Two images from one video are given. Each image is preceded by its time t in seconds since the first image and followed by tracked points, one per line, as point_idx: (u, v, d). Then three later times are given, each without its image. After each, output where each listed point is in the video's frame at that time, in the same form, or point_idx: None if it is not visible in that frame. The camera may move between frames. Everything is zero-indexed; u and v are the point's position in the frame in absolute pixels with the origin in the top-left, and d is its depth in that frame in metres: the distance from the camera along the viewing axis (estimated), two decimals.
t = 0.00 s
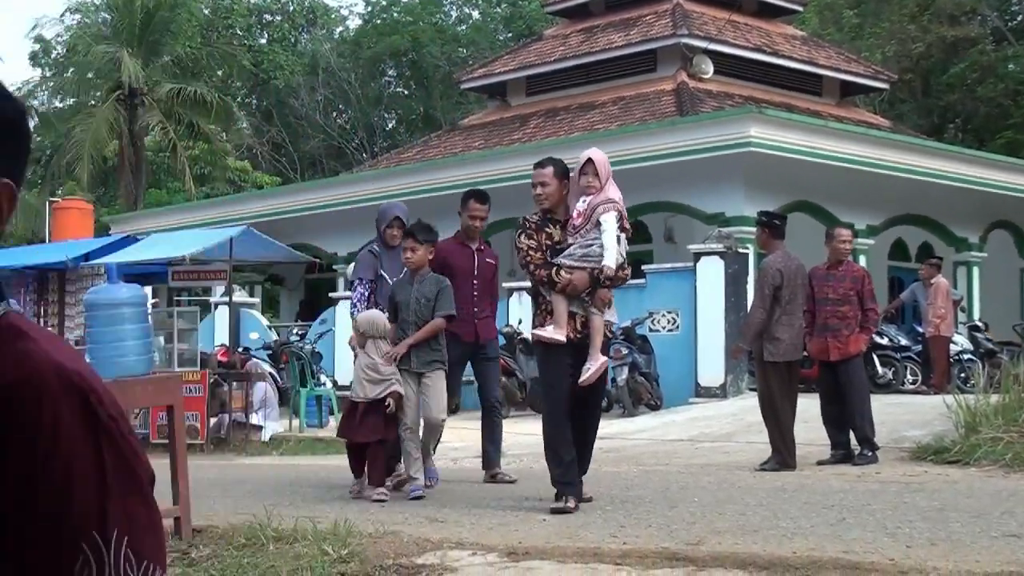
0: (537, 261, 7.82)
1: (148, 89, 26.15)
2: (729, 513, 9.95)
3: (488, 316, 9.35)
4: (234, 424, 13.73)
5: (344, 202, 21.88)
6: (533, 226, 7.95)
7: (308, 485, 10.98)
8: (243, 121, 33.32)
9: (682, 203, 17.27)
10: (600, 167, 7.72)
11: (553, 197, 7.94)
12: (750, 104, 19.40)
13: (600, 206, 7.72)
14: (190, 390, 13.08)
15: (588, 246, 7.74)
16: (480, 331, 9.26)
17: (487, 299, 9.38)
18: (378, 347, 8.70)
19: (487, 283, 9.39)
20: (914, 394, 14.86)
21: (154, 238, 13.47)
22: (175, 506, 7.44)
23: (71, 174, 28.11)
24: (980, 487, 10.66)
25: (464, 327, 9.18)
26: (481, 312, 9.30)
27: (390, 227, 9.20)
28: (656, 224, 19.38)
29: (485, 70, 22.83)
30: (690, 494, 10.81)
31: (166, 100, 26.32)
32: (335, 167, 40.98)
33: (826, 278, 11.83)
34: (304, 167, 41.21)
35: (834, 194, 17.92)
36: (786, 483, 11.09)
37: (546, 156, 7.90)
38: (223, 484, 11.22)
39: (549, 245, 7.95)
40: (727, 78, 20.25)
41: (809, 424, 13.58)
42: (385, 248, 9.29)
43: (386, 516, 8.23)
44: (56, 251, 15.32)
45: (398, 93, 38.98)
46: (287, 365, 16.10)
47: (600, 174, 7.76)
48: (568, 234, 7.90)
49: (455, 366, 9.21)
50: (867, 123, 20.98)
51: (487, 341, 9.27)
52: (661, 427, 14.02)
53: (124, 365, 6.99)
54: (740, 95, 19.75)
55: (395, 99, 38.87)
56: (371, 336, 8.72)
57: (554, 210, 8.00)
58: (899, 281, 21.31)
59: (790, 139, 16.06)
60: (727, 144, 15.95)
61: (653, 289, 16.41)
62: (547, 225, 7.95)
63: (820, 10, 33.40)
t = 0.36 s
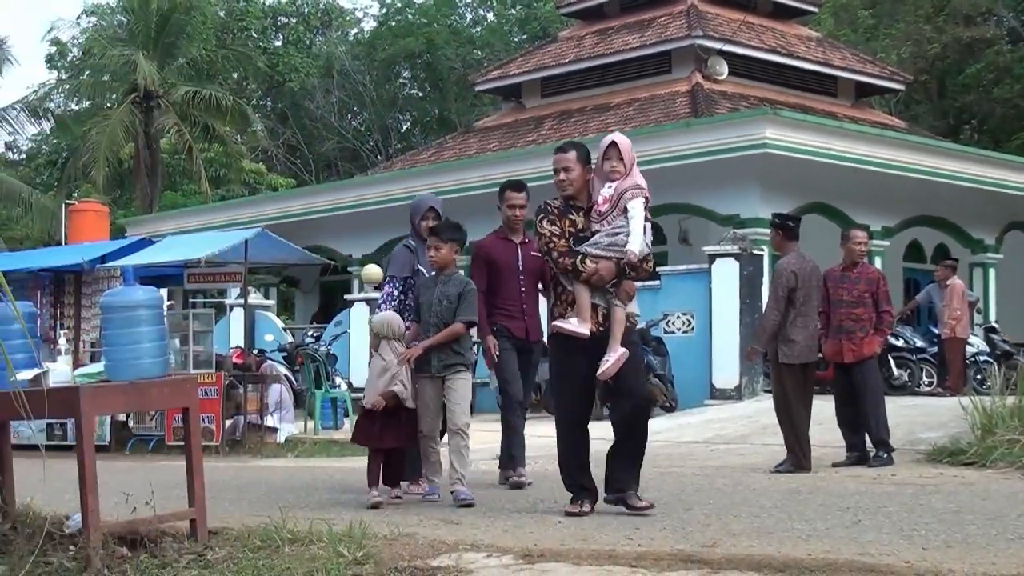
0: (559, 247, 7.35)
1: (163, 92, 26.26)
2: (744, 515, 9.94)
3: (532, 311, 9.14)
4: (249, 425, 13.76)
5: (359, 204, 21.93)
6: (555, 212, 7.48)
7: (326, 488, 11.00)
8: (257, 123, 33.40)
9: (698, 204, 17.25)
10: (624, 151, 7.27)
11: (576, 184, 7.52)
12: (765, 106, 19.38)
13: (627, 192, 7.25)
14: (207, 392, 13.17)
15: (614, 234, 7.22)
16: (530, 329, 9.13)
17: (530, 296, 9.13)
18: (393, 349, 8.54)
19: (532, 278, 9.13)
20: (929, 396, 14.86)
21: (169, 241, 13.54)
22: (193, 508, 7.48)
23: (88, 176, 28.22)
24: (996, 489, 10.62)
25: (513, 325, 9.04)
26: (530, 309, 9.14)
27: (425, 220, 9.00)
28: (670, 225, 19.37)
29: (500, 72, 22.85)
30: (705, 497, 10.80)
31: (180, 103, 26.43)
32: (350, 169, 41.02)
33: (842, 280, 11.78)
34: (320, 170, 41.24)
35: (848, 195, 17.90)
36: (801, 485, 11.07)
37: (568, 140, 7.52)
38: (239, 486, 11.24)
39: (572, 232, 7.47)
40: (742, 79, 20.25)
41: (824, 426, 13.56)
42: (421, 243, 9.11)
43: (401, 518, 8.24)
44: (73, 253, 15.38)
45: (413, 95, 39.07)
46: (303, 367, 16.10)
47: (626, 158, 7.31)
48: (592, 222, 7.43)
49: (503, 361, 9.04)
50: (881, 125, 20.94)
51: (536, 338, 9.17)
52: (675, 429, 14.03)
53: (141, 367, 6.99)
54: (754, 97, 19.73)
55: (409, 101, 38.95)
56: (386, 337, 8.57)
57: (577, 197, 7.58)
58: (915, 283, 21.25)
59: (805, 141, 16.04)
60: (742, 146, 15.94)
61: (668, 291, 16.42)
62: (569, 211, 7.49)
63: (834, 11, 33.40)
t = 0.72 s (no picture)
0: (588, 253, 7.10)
1: (175, 99, 26.33)
2: (756, 521, 9.92)
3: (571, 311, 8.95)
4: (261, 432, 13.71)
5: (370, 210, 21.95)
6: (591, 214, 7.26)
7: (338, 495, 11.00)
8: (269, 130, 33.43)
9: (710, 210, 17.24)
10: (655, 154, 6.90)
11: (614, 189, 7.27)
12: (776, 111, 19.36)
13: (658, 195, 6.88)
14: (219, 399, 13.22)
15: (642, 237, 6.85)
16: (569, 329, 8.96)
17: (570, 294, 8.96)
18: (411, 352, 8.41)
19: (571, 277, 8.97)
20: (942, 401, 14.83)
21: (182, 248, 13.57)
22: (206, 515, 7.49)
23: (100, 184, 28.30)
24: (1009, 495, 10.58)
25: (551, 326, 8.89)
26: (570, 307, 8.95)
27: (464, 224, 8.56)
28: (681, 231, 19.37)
29: (510, 78, 22.87)
30: (717, 503, 10.78)
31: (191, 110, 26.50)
32: (362, 175, 41.03)
33: (857, 286, 11.73)
34: (331, 176, 41.23)
35: (859, 200, 17.87)
36: (813, 491, 11.05)
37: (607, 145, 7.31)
38: (251, 493, 11.25)
39: (608, 234, 7.25)
40: (753, 85, 20.23)
41: (837, 431, 13.54)
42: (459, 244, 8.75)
43: (413, 525, 8.24)
44: (85, 260, 15.41)
45: (424, 101, 39.10)
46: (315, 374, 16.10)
47: (657, 162, 6.94)
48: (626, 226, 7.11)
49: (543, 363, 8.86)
50: (893, 129, 20.92)
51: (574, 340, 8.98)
52: (686, 435, 14.01)
53: (153, 373, 6.99)
54: (766, 102, 19.71)
55: (420, 108, 38.97)
56: (403, 341, 8.44)
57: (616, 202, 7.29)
58: (927, 288, 21.21)
59: (816, 146, 16.02)
60: (753, 152, 15.93)
61: (680, 296, 16.40)
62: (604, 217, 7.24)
63: (846, 15, 33.37)
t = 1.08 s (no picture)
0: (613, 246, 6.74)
1: (183, 105, 26.39)
2: (766, 526, 9.90)
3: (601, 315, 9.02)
4: (269, 437, 13.84)
5: (379, 215, 21.98)
6: (617, 208, 6.88)
7: (347, 500, 11.01)
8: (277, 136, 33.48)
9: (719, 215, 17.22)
10: (681, 141, 6.58)
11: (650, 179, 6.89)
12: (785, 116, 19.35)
13: (682, 184, 6.55)
14: (227, 404, 13.22)
15: (667, 230, 6.50)
16: (597, 335, 9.00)
17: (602, 298, 9.03)
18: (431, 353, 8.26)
19: (605, 279, 9.03)
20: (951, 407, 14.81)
21: (191, 254, 13.59)
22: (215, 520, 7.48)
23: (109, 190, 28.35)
24: (1018, 500, 10.56)
25: (579, 331, 8.95)
26: (601, 315, 9.02)
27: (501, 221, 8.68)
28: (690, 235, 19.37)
29: (519, 84, 22.89)
30: (725, 508, 10.77)
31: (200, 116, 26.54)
32: (370, 181, 41.07)
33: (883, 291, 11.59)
34: (340, 182, 41.23)
35: (868, 205, 17.86)
36: (822, 496, 11.03)
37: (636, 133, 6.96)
38: (260, 498, 11.26)
39: (634, 229, 6.83)
40: (761, 90, 20.23)
41: (846, 437, 13.52)
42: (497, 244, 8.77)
43: (422, 530, 8.24)
44: (93, 266, 15.44)
45: (432, 107, 39.16)
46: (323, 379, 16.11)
47: (683, 149, 6.61)
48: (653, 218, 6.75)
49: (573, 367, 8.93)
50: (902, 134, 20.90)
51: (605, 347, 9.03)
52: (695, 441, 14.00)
53: (163, 379, 6.99)
54: (774, 107, 19.71)
55: (429, 113, 39.03)
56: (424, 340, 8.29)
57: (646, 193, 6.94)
58: (936, 293, 21.19)
59: (825, 151, 16.01)
60: (762, 157, 15.93)
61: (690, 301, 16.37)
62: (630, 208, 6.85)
63: (854, 20, 33.40)
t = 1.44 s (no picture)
0: (626, 246, 6.27)
1: (181, 105, 26.15)
2: (775, 538, 9.62)
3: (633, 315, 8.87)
4: (267, 445, 13.55)
5: (382, 217, 21.71)
6: (622, 207, 6.39)
7: (345, 512, 10.73)
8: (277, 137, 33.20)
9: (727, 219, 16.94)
10: (696, 133, 6.22)
11: (653, 173, 6.48)
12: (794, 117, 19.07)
13: (699, 179, 6.19)
14: (224, 412, 12.99)
15: (688, 229, 6.15)
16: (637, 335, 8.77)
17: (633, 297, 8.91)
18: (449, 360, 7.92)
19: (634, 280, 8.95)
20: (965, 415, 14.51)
21: (188, 258, 13.33)
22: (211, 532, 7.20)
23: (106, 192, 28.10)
24: None
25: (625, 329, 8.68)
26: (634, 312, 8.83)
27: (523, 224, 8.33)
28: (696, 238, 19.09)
29: (523, 84, 22.61)
30: (733, 519, 10.49)
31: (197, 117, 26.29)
32: (370, 182, 40.78)
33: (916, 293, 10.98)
34: (341, 184, 40.91)
35: (879, 208, 17.58)
36: (834, 506, 10.75)
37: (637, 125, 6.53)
38: (256, 508, 11.00)
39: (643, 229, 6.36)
40: (770, 90, 19.95)
41: (857, 445, 13.23)
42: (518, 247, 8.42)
43: (423, 542, 7.96)
44: (88, 270, 15.19)
45: (434, 107, 38.85)
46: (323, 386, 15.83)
47: (697, 142, 6.25)
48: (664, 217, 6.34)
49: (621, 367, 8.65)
50: (912, 136, 20.61)
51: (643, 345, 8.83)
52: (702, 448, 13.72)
53: (160, 386, 6.71)
54: (783, 108, 19.43)
55: (430, 114, 38.71)
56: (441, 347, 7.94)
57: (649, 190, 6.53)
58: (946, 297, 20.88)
59: (836, 154, 15.73)
60: (771, 159, 15.66)
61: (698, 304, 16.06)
62: (638, 205, 6.40)
63: (864, 19, 33.06)
